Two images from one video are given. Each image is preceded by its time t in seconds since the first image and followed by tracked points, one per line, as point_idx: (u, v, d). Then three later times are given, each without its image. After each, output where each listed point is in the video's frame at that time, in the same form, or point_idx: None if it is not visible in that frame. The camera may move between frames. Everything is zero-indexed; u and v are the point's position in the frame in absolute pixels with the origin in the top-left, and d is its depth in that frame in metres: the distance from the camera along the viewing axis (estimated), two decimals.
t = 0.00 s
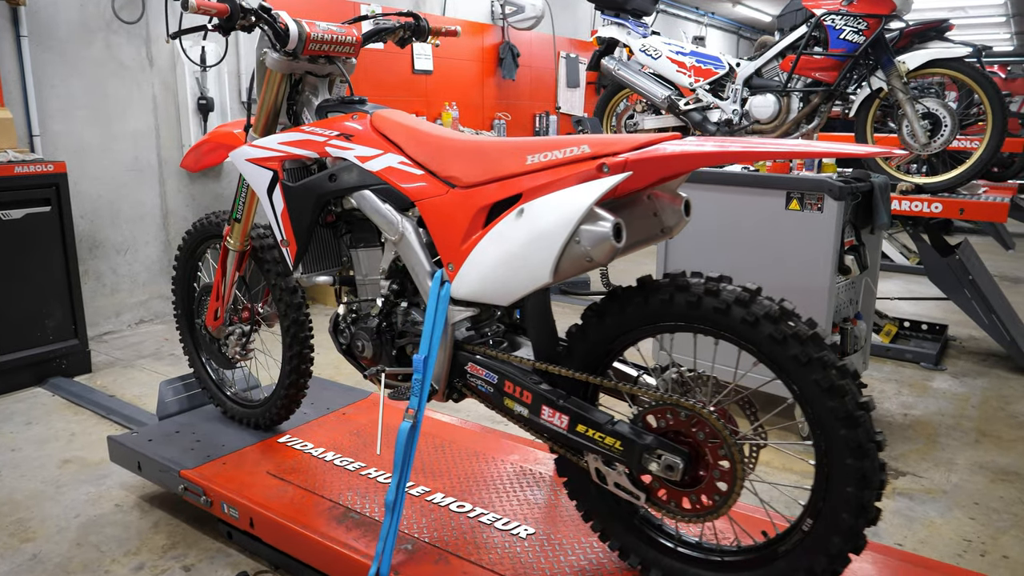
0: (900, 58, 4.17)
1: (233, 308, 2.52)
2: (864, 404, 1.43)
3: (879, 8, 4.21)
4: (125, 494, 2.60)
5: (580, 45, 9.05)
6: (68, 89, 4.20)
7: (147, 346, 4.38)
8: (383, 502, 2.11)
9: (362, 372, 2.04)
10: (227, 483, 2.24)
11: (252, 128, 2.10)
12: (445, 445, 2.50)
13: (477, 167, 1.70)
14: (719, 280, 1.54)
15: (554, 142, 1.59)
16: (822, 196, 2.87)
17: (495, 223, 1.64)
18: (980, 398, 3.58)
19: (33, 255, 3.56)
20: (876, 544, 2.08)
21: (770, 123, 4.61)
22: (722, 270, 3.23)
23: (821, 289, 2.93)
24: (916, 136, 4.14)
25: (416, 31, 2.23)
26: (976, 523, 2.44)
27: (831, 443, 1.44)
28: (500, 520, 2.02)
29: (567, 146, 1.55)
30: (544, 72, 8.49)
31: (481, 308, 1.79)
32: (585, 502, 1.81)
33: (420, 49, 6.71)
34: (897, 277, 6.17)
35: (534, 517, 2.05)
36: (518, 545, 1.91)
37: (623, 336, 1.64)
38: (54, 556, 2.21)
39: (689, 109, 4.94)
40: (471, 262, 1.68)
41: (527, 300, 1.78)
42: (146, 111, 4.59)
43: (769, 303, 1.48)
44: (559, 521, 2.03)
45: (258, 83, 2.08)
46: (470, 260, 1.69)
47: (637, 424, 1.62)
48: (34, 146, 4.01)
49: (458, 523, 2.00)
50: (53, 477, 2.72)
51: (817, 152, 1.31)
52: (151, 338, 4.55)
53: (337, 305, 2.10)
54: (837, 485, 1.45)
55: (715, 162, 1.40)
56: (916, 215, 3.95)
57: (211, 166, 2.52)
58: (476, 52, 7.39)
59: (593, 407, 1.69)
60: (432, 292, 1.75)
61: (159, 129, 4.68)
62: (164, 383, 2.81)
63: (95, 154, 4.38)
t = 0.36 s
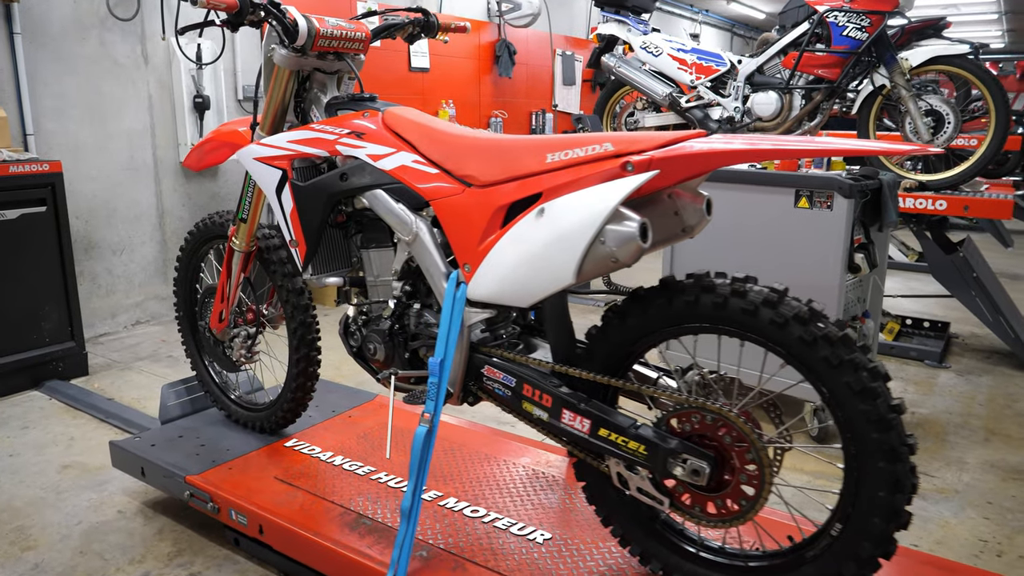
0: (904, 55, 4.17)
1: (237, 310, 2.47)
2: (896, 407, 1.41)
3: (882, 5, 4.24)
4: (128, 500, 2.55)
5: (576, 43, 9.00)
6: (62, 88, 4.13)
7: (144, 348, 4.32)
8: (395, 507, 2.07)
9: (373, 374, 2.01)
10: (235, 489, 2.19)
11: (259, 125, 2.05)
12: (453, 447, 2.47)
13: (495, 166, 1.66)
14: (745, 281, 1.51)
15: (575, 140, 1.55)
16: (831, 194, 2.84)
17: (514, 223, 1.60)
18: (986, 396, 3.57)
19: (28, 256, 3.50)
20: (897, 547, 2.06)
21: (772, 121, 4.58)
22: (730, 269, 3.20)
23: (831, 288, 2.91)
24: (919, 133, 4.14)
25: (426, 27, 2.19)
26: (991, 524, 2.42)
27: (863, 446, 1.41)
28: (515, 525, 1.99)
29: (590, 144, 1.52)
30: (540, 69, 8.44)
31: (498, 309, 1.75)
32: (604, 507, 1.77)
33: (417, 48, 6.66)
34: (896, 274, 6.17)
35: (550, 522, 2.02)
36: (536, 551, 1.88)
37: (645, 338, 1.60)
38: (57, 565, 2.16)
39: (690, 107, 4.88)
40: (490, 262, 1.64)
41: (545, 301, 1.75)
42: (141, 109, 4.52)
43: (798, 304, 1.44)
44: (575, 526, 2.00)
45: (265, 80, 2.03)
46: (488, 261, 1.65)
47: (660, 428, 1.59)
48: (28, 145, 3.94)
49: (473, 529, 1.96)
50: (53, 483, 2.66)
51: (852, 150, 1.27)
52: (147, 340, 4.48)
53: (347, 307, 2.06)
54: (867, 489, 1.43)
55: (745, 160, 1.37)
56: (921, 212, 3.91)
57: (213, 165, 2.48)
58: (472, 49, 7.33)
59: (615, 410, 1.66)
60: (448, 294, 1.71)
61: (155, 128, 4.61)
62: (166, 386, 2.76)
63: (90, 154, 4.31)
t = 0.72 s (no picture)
0: (909, 51, 4.20)
1: (243, 312, 2.41)
2: (935, 410, 1.37)
3: None
4: (130, 507, 2.48)
5: (572, 40, 8.95)
6: (55, 85, 4.05)
7: (140, 349, 4.24)
8: (409, 514, 2.02)
9: (386, 378, 1.96)
10: (243, 495, 2.13)
11: (268, 122, 2.00)
12: (465, 450, 2.43)
13: (516, 162, 1.61)
14: (777, 280, 1.47)
15: (601, 135, 1.51)
16: (843, 191, 2.81)
17: (538, 222, 1.55)
18: (994, 394, 3.55)
19: (22, 257, 3.42)
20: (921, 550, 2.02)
21: (776, 117, 4.57)
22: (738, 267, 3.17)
23: (843, 286, 2.88)
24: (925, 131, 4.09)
25: (437, 21, 2.14)
26: (1009, 524, 2.40)
27: (900, 450, 1.37)
28: (533, 531, 1.94)
29: (617, 140, 1.47)
30: (536, 67, 8.38)
31: (519, 310, 1.70)
32: (628, 513, 1.73)
33: (413, 44, 6.58)
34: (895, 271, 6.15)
35: (569, 527, 1.98)
36: (556, 558, 1.84)
37: (672, 340, 1.56)
38: None
39: (693, 104, 4.87)
40: (511, 263, 1.60)
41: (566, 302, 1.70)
42: (135, 107, 4.44)
43: (833, 304, 1.40)
44: (595, 531, 1.96)
45: (274, 75, 1.97)
46: (510, 261, 1.60)
47: (689, 432, 1.55)
48: (20, 143, 3.85)
49: (491, 536, 1.92)
50: (52, 490, 2.59)
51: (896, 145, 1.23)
52: (143, 341, 4.41)
53: (358, 308, 2.00)
54: (905, 493, 1.39)
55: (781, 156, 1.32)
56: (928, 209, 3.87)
57: (216, 163, 2.43)
58: (468, 46, 7.27)
59: (640, 414, 1.61)
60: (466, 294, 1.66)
61: (149, 126, 4.53)
62: (167, 390, 2.69)
63: (83, 152, 4.23)
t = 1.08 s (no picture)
0: (905, 49, 4.19)
1: (242, 312, 2.36)
2: (959, 409, 1.34)
3: None
4: (126, 512, 2.42)
5: (563, 38, 8.92)
6: (44, 81, 3.97)
7: (131, 350, 4.17)
8: (416, 517, 1.98)
9: (392, 379, 1.92)
10: (245, 500, 2.08)
11: (270, 118, 1.95)
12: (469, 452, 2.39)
13: (529, 159, 1.58)
14: (797, 278, 1.44)
15: (618, 131, 1.48)
16: (847, 188, 2.80)
17: (552, 219, 1.52)
18: (993, 391, 3.55)
19: (11, 257, 3.34)
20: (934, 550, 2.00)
21: (773, 114, 4.56)
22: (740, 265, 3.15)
23: (847, 284, 2.86)
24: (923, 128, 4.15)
25: (441, 15, 2.10)
26: (1016, 522, 2.39)
27: (924, 450, 1.35)
28: (544, 534, 1.91)
29: (635, 136, 1.44)
30: (528, 64, 8.35)
31: (530, 309, 1.67)
32: (641, 515, 1.70)
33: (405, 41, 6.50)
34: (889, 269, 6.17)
35: (580, 530, 1.94)
36: (568, 562, 1.80)
37: (689, 339, 1.53)
38: None
39: (690, 101, 4.85)
40: (525, 261, 1.56)
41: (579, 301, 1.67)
42: (125, 104, 4.36)
43: (856, 302, 1.38)
44: (607, 533, 1.93)
45: (277, 69, 1.93)
46: (523, 259, 1.57)
47: (707, 433, 1.52)
48: (8, 141, 3.77)
49: (501, 540, 1.88)
50: (44, 495, 2.53)
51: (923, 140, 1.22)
52: (135, 342, 4.33)
53: (363, 308, 1.96)
54: (929, 494, 1.36)
55: (805, 152, 1.30)
56: (923, 205, 3.84)
57: (212, 160, 2.39)
58: (460, 44, 7.22)
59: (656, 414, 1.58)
60: (477, 294, 1.62)
61: (140, 123, 4.45)
62: (163, 392, 2.64)
63: (73, 149, 4.15)
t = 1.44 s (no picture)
0: (897, 46, 4.28)
1: (236, 311, 2.31)
2: (976, 404, 1.33)
3: None
4: (117, 517, 2.36)
5: (551, 35, 8.90)
6: (26, 77, 3.89)
7: (118, 351, 4.09)
8: (418, 519, 1.94)
9: (392, 378, 1.88)
10: (241, 503, 2.03)
11: (266, 112, 1.91)
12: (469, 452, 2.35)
13: (535, 152, 1.54)
14: (810, 273, 1.42)
15: (628, 123, 1.45)
16: (845, 183, 2.80)
17: (560, 213, 1.49)
18: (986, 386, 3.56)
19: None
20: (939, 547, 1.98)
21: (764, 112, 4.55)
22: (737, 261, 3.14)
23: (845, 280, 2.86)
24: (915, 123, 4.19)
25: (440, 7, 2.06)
26: (1016, 516, 2.39)
27: (940, 446, 1.33)
28: (548, 534, 1.88)
29: (645, 129, 1.41)
30: (516, 62, 8.31)
31: (536, 307, 1.64)
32: (650, 515, 1.67)
33: (392, 38, 6.39)
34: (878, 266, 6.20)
35: (585, 530, 1.91)
36: (575, 563, 1.77)
37: (700, 335, 1.51)
38: None
39: (681, 98, 4.86)
40: (532, 257, 1.53)
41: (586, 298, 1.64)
42: (110, 100, 4.28)
43: (871, 297, 1.36)
44: (612, 533, 1.90)
45: (275, 61, 1.89)
46: (530, 255, 1.53)
47: (719, 430, 1.49)
48: None
49: (505, 541, 1.85)
50: (31, 500, 2.46)
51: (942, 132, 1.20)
52: (121, 342, 4.24)
53: (362, 306, 1.92)
54: (945, 490, 1.34)
55: (821, 145, 1.28)
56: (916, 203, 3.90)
57: (204, 156, 2.35)
58: (449, 41, 7.17)
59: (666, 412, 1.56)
60: (482, 290, 1.59)
61: (125, 119, 4.37)
62: (154, 394, 2.57)
63: (56, 146, 4.06)
